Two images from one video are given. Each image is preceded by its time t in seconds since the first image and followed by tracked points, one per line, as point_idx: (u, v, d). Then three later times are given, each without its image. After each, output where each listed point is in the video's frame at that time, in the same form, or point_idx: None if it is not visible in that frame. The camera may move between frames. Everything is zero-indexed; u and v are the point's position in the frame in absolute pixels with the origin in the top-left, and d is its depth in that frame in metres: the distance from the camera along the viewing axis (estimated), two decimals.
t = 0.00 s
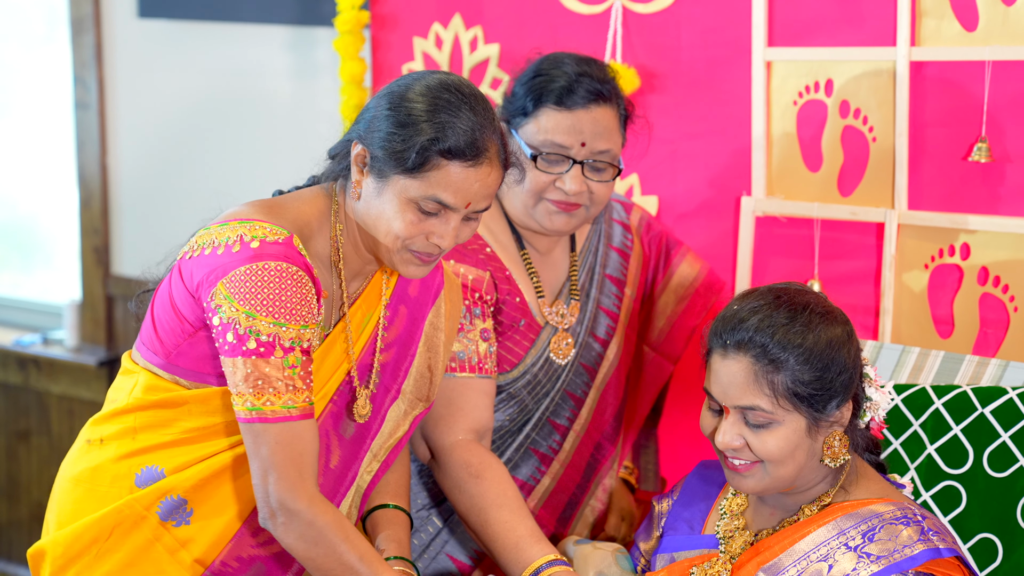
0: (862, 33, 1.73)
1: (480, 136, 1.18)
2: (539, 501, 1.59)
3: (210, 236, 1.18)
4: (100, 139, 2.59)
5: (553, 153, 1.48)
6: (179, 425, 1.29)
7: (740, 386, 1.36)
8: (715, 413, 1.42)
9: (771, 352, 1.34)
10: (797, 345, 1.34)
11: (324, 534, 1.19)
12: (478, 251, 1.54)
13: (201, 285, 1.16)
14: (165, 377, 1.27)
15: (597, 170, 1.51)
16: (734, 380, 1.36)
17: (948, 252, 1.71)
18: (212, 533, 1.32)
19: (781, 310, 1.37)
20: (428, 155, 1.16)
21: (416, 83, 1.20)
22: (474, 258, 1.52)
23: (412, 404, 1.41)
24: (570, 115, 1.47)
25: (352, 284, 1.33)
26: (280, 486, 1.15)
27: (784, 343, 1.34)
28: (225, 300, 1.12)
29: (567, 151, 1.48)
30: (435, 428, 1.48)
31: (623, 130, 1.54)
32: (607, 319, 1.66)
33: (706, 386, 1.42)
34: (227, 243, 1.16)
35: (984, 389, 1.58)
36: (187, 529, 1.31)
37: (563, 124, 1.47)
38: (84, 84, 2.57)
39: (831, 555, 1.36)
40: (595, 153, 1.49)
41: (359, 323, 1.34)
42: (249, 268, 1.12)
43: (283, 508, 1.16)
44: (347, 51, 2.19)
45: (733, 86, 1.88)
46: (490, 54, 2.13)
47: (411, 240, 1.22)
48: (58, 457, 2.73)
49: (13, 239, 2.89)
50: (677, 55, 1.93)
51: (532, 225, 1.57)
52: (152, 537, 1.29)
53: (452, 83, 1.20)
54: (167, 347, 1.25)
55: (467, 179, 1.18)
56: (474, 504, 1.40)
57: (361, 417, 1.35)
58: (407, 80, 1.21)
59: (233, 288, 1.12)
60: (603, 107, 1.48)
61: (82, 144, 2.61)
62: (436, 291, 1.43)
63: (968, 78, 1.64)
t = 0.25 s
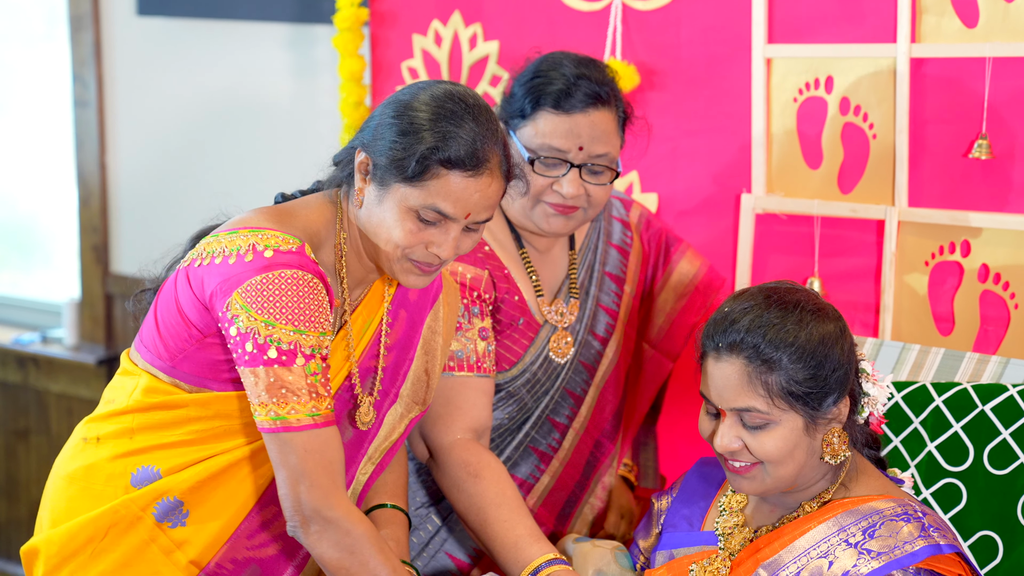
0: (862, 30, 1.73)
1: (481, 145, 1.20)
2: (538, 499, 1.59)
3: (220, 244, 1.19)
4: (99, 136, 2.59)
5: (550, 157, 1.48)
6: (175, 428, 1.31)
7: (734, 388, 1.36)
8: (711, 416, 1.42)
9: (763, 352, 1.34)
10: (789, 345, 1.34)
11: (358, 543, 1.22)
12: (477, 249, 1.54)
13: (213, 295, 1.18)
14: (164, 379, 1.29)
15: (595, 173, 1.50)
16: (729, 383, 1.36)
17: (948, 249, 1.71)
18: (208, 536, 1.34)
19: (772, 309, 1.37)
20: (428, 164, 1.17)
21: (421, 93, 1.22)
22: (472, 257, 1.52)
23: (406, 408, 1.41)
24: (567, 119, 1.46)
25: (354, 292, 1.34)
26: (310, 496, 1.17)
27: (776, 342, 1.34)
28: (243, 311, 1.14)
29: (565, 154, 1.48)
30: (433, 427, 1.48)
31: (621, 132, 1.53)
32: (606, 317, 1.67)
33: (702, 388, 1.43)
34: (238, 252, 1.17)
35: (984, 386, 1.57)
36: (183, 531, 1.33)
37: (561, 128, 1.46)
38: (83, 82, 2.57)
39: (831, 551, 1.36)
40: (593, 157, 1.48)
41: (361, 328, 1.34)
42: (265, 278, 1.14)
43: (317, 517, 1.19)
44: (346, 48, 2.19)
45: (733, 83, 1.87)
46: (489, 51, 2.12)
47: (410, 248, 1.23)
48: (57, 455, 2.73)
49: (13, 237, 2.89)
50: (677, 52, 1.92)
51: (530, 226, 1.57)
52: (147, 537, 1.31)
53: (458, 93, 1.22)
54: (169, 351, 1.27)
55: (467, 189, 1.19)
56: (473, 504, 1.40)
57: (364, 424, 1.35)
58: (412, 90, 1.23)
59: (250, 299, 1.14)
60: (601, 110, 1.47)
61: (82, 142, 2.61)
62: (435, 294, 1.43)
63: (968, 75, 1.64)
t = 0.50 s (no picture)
0: (862, 26, 1.73)
1: (480, 157, 1.21)
2: (538, 496, 1.58)
3: (229, 252, 1.23)
4: (98, 134, 2.59)
5: (549, 157, 1.48)
6: (174, 431, 1.33)
7: (732, 388, 1.39)
8: (709, 415, 1.44)
9: (760, 352, 1.37)
10: (786, 344, 1.36)
11: (378, 550, 1.30)
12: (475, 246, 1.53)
13: (224, 303, 1.21)
14: (164, 381, 1.32)
15: (593, 173, 1.50)
16: (726, 382, 1.39)
17: (949, 245, 1.70)
18: (205, 537, 1.38)
19: (769, 309, 1.39)
20: (427, 174, 1.19)
21: (429, 104, 1.25)
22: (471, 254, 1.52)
23: (404, 411, 1.41)
24: (565, 120, 1.46)
25: (358, 299, 1.35)
26: (331, 505, 1.25)
27: (773, 342, 1.37)
28: (257, 320, 1.18)
29: (563, 155, 1.48)
30: (432, 425, 1.47)
31: (620, 132, 1.53)
32: (606, 314, 1.66)
33: (700, 387, 1.45)
34: (249, 261, 1.21)
35: (984, 382, 1.57)
36: (179, 531, 1.36)
37: (559, 128, 1.46)
38: (82, 80, 2.57)
39: (830, 546, 1.37)
40: (591, 157, 1.48)
41: (363, 334, 1.36)
42: (279, 287, 1.18)
43: (339, 526, 1.27)
44: (345, 45, 2.18)
45: (733, 80, 1.87)
46: (489, 47, 2.12)
47: (408, 257, 1.25)
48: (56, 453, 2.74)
49: (12, 235, 2.89)
50: (677, 48, 1.92)
51: (528, 225, 1.57)
52: (143, 538, 1.34)
53: (464, 105, 1.24)
54: (171, 354, 1.30)
55: (464, 202, 1.20)
56: (473, 501, 1.40)
57: (364, 433, 1.36)
58: (420, 100, 1.25)
59: (264, 308, 1.18)
60: (600, 111, 1.47)
61: (81, 140, 2.61)
62: (435, 297, 1.43)
63: (969, 71, 1.64)
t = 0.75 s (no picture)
0: (860, 21, 1.72)
1: (479, 164, 1.25)
2: (535, 493, 1.58)
3: (231, 257, 1.26)
4: (95, 132, 2.59)
5: (545, 154, 1.48)
6: (171, 430, 1.35)
7: (729, 384, 1.40)
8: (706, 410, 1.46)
9: (758, 349, 1.38)
10: (784, 341, 1.37)
11: (382, 556, 1.33)
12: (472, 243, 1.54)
13: (227, 307, 1.24)
14: (162, 381, 1.34)
15: (590, 170, 1.51)
16: (724, 380, 1.40)
17: (948, 241, 1.70)
18: (199, 538, 1.38)
19: (767, 305, 1.40)
20: (426, 181, 1.23)
21: (431, 111, 1.29)
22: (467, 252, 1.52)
23: (402, 414, 1.42)
24: (562, 117, 1.46)
25: (356, 305, 1.38)
26: (336, 511, 1.28)
27: (771, 338, 1.37)
28: (258, 326, 1.21)
29: (559, 152, 1.48)
30: (430, 422, 1.48)
31: (617, 129, 1.53)
32: (604, 309, 1.67)
33: (698, 383, 1.46)
34: (252, 266, 1.24)
35: (983, 377, 1.57)
36: (173, 532, 1.36)
37: (555, 126, 1.46)
38: (79, 77, 2.57)
39: (827, 540, 1.38)
40: (588, 154, 1.48)
41: (363, 337, 1.38)
42: (282, 292, 1.22)
43: (343, 531, 1.29)
44: (343, 41, 2.17)
45: (732, 75, 1.87)
46: (487, 43, 2.13)
47: (407, 264, 1.29)
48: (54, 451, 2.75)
49: (10, 234, 2.90)
50: (675, 44, 1.91)
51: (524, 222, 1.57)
52: (137, 537, 1.34)
53: (466, 113, 1.28)
54: (171, 355, 1.32)
55: (463, 209, 1.24)
56: (469, 498, 1.40)
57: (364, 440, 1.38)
58: (423, 107, 1.29)
59: (266, 314, 1.21)
60: (597, 108, 1.47)
61: (78, 138, 2.61)
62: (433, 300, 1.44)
63: (968, 66, 1.64)
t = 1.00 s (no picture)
0: (852, 12, 1.72)
1: (469, 163, 1.26)
2: (526, 484, 1.58)
3: (225, 254, 1.27)
4: (87, 125, 2.60)
5: (535, 146, 1.49)
6: (161, 424, 1.35)
7: (718, 372, 1.41)
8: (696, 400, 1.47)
9: (746, 336, 1.39)
10: (773, 328, 1.38)
11: (379, 555, 1.32)
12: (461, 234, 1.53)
13: (219, 306, 1.25)
14: (152, 375, 1.34)
15: (580, 162, 1.51)
16: (713, 368, 1.41)
17: (940, 232, 1.70)
18: (187, 532, 1.38)
19: (755, 293, 1.41)
20: (415, 179, 1.25)
21: (423, 110, 1.30)
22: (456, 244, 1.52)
23: (392, 410, 1.44)
24: (551, 109, 1.46)
25: (348, 304, 1.40)
26: (333, 508, 1.28)
27: (759, 325, 1.39)
28: (253, 324, 1.22)
29: (549, 144, 1.48)
30: (420, 413, 1.49)
31: (607, 120, 1.53)
32: (595, 300, 1.66)
33: (688, 372, 1.48)
34: (245, 265, 1.25)
35: (974, 367, 1.57)
36: (161, 525, 1.36)
37: (545, 118, 1.46)
38: (70, 68, 2.57)
39: (818, 530, 1.39)
40: (577, 146, 1.49)
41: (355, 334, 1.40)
42: (276, 290, 1.23)
43: (341, 529, 1.29)
44: (334, 32, 2.16)
45: (724, 66, 1.87)
46: (478, 34, 2.12)
47: (398, 263, 1.30)
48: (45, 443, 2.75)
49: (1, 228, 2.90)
50: (667, 35, 1.91)
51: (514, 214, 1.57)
52: (125, 530, 1.34)
53: (457, 112, 1.29)
54: (162, 349, 1.32)
55: (452, 207, 1.25)
56: (460, 488, 1.41)
57: (361, 439, 1.41)
58: (415, 105, 1.30)
59: (261, 313, 1.22)
60: (586, 100, 1.47)
61: (69, 131, 2.62)
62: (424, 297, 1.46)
63: (960, 56, 1.64)
